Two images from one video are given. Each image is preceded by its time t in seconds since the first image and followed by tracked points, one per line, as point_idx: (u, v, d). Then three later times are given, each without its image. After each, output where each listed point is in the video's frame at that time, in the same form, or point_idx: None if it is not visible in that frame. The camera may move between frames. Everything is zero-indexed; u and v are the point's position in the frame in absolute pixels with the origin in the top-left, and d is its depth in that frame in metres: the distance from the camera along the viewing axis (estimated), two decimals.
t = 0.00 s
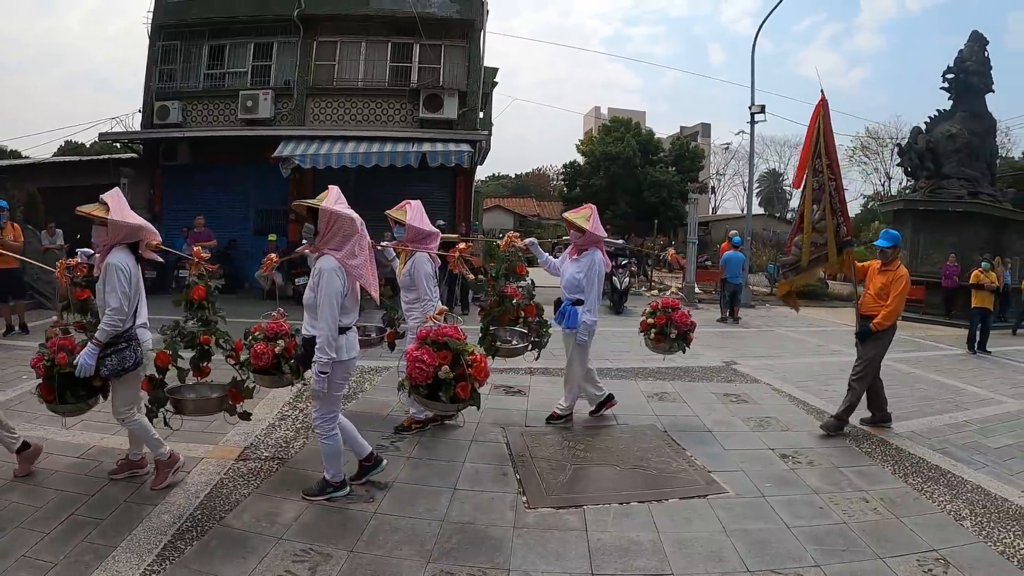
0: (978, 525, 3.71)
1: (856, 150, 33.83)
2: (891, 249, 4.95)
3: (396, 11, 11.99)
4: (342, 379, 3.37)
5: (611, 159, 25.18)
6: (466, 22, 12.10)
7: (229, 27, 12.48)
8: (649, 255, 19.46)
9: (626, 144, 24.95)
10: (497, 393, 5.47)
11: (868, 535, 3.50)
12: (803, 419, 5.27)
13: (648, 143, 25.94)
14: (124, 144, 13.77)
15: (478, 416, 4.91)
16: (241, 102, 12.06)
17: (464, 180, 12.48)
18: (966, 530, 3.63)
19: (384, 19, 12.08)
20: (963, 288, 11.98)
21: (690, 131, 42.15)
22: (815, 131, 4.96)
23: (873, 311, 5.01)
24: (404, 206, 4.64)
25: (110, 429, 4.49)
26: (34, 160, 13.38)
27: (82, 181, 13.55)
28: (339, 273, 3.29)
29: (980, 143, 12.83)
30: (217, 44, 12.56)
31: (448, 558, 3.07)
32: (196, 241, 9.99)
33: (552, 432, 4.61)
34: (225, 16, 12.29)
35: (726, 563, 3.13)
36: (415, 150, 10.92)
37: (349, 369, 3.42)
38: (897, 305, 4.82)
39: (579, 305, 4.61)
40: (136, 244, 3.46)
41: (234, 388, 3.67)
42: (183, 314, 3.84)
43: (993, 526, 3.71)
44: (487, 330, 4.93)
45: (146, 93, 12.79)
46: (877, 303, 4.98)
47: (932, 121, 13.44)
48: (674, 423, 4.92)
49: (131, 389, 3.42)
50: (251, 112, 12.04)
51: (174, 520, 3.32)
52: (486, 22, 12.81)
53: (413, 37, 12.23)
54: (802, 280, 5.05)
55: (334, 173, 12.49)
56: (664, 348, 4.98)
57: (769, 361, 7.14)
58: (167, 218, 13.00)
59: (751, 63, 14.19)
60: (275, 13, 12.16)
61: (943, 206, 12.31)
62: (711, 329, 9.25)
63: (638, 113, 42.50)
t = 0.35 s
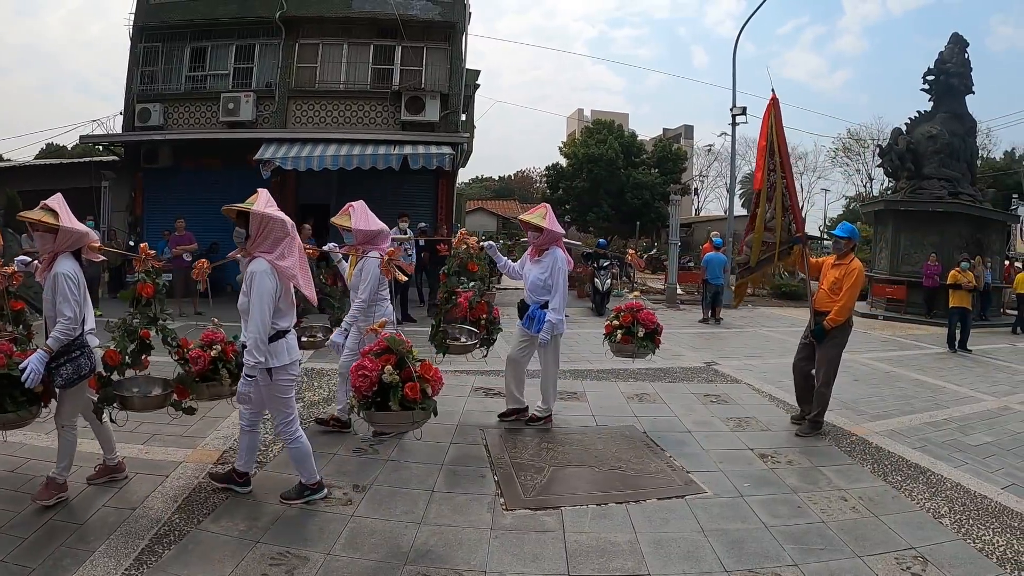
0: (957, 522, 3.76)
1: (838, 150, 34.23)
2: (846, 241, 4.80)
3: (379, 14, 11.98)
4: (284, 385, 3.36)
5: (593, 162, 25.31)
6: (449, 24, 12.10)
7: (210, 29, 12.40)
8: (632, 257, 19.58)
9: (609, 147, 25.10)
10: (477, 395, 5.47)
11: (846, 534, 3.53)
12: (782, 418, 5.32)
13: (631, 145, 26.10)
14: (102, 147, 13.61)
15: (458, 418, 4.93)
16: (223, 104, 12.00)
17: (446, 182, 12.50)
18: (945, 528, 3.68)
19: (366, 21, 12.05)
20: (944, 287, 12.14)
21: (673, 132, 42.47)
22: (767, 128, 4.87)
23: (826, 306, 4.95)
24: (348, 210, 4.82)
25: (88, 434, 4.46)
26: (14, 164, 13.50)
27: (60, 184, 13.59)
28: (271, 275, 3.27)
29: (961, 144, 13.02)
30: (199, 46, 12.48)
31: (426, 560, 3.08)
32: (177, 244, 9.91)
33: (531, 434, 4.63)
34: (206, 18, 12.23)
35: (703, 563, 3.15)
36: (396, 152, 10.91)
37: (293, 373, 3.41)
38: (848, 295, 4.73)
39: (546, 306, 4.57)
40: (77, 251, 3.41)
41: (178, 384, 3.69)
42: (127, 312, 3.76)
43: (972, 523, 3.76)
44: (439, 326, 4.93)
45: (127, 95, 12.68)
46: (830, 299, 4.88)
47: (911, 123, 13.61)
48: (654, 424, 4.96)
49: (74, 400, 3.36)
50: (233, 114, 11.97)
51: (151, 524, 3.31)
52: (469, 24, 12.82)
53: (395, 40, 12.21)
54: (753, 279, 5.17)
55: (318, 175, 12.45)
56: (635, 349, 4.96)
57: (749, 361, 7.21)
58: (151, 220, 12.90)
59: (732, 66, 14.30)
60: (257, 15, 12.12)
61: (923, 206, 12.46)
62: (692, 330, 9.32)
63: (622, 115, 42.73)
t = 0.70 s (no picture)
0: (942, 520, 3.80)
1: (824, 151, 34.53)
2: (807, 242, 4.88)
3: (365, 15, 11.97)
4: (218, 383, 3.33)
5: (580, 164, 25.41)
6: (435, 26, 12.10)
7: (195, 30, 12.34)
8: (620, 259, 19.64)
9: (595, 149, 25.20)
10: (463, 397, 5.47)
11: (831, 532, 3.56)
12: (768, 419, 5.36)
13: (617, 147, 26.23)
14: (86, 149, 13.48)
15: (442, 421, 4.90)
16: (208, 106, 11.94)
17: (433, 184, 12.50)
18: (930, 526, 3.72)
19: (352, 22, 12.05)
20: (929, 287, 12.27)
21: (659, 134, 42.69)
22: (725, 132, 5.04)
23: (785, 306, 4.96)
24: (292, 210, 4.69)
25: (71, 438, 4.43)
26: None
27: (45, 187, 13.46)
28: (206, 273, 3.23)
29: (945, 145, 13.15)
30: (184, 48, 12.42)
31: (410, 562, 3.08)
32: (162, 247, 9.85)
33: (517, 436, 4.64)
34: (192, 19, 12.16)
35: (688, 563, 3.17)
36: (382, 154, 10.89)
37: (227, 373, 3.38)
38: (809, 298, 4.72)
39: (507, 313, 4.53)
40: (20, 253, 3.34)
41: (145, 380, 3.63)
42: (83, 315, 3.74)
43: (957, 521, 3.80)
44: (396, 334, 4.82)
45: (113, 96, 12.59)
46: (788, 300, 4.91)
47: (895, 124, 13.75)
48: (639, 424, 4.98)
49: (30, 408, 3.30)
50: (218, 116, 11.91)
51: (136, 528, 3.29)
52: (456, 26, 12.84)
53: (381, 41, 12.20)
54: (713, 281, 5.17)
55: (306, 176, 12.42)
56: (589, 343, 4.95)
57: (734, 362, 7.26)
58: (137, 222, 12.80)
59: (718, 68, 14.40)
60: (243, 16, 12.07)
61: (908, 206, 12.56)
62: (677, 331, 9.37)
63: (608, 117, 42.94)
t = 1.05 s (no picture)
0: (931, 518, 3.84)
1: (813, 153, 34.79)
2: (756, 241, 4.79)
3: (355, 17, 11.96)
4: (164, 390, 3.28)
5: (570, 166, 25.48)
6: (425, 28, 12.11)
7: (184, 31, 12.29)
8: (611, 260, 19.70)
9: (585, 150, 25.27)
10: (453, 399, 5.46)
11: (820, 532, 3.58)
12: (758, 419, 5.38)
13: (607, 148, 26.32)
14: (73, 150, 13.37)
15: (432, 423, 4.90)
16: (198, 108, 11.89)
17: (422, 187, 12.49)
18: (919, 525, 3.75)
19: (342, 24, 12.04)
20: (917, 287, 12.37)
21: (649, 137, 42.89)
22: (676, 126, 5.13)
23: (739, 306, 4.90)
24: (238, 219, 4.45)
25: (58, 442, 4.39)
26: None
27: (33, 189, 13.36)
28: (153, 278, 3.19)
29: (933, 147, 13.27)
30: (173, 49, 12.37)
31: (400, 564, 3.08)
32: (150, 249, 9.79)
33: (508, 437, 4.65)
34: (181, 20, 12.11)
35: (678, 563, 3.18)
36: (371, 156, 10.86)
37: (173, 379, 3.34)
38: (762, 298, 4.62)
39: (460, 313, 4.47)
40: None
41: (113, 383, 3.62)
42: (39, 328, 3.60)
43: (945, 519, 3.83)
44: (351, 338, 4.90)
45: (101, 98, 12.51)
46: (742, 299, 4.88)
47: (883, 126, 13.86)
48: (629, 426, 4.99)
49: None
50: (208, 118, 11.86)
51: (125, 532, 3.27)
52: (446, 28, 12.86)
53: (371, 43, 12.19)
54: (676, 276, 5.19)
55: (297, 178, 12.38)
56: (538, 342, 4.91)
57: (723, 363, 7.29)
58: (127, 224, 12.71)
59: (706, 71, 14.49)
60: (232, 17, 12.03)
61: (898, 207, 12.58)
62: (666, 332, 9.41)
63: (598, 119, 43.09)
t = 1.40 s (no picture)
0: (921, 519, 3.87)
1: (804, 156, 35.01)
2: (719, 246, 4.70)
3: (347, 18, 11.96)
4: (118, 397, 3.21)
5: (561, 167, 25.53)
6: (416, 29, 12.12)
7: (175, 31, 12.24)
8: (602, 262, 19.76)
9: (576, 152, 25.34)
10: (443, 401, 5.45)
11: (811, 533, 3.60)
12: (747, 420, 5.41)
13: (598, 151, 26.40)
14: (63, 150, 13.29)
15: (421, 425, 4.90)
16: (188, 108, 11.83)
17: (413, 188, 12.48)
18: (909, 525, 3.78)
19: (334, 25, 12.03)
20: (907, 289, 12.46)
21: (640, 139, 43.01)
22: (639, 121, 4.99)
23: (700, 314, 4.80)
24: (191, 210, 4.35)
25: (48, 444, 4.37)
26: None
27: (22, 189, 13.27)
28: (100, 279, 3.11)
29: (923, 150, 13.37)
30: (164, 49, 12.31)
31: (391, 567, 3.07)
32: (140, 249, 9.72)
33: (499, 438, 4.66)
34: (172, 20, 12.06)
35: (669, 564, 3.19)
36: (362, 157, 10.83)
37: (126, 384, 3.25)
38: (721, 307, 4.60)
39: (414, 318, 4.37)
40: None
41: (43, 388, 3.43)
42: None
43: (935, 519, 3.86)
44: (305, 332, 4.95)
45: (91, 97, 12.44)
46: (702, 304, 4.83)
47: (874, 129, 13.96)
48: (619, 427, 5.01)
49: None
50: (199, 118, 11.80)
51: (116, 534, 3.26)
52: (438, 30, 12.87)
53: (362, 44, 12.19)
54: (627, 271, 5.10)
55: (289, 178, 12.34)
56: (501, 352, 4.86)
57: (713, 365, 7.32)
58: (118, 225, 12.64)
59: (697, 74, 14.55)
60: (224, 17, 11.99)
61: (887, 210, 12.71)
62: (656, 334, 9.44)
63: (589, 121, 43.21)
